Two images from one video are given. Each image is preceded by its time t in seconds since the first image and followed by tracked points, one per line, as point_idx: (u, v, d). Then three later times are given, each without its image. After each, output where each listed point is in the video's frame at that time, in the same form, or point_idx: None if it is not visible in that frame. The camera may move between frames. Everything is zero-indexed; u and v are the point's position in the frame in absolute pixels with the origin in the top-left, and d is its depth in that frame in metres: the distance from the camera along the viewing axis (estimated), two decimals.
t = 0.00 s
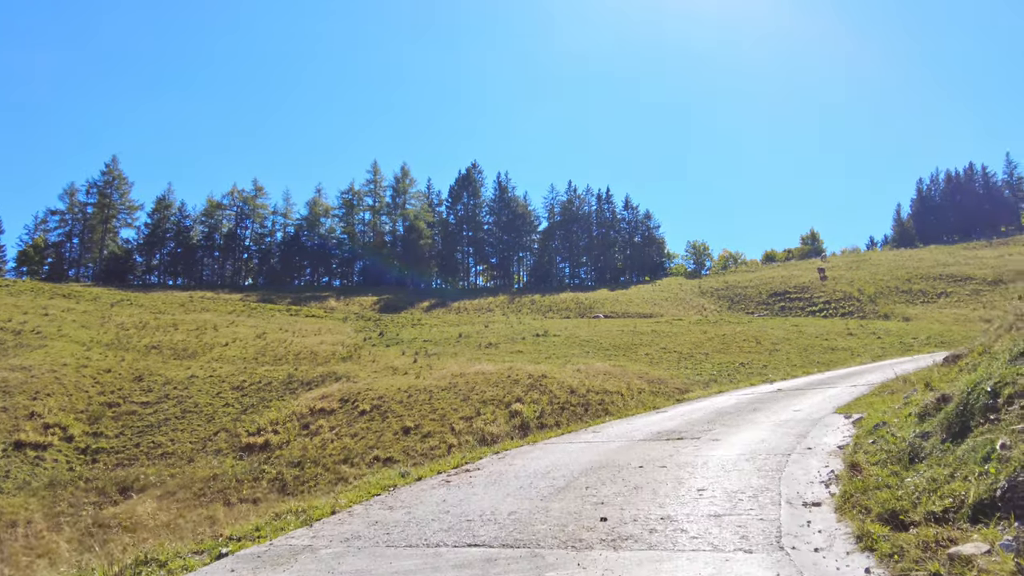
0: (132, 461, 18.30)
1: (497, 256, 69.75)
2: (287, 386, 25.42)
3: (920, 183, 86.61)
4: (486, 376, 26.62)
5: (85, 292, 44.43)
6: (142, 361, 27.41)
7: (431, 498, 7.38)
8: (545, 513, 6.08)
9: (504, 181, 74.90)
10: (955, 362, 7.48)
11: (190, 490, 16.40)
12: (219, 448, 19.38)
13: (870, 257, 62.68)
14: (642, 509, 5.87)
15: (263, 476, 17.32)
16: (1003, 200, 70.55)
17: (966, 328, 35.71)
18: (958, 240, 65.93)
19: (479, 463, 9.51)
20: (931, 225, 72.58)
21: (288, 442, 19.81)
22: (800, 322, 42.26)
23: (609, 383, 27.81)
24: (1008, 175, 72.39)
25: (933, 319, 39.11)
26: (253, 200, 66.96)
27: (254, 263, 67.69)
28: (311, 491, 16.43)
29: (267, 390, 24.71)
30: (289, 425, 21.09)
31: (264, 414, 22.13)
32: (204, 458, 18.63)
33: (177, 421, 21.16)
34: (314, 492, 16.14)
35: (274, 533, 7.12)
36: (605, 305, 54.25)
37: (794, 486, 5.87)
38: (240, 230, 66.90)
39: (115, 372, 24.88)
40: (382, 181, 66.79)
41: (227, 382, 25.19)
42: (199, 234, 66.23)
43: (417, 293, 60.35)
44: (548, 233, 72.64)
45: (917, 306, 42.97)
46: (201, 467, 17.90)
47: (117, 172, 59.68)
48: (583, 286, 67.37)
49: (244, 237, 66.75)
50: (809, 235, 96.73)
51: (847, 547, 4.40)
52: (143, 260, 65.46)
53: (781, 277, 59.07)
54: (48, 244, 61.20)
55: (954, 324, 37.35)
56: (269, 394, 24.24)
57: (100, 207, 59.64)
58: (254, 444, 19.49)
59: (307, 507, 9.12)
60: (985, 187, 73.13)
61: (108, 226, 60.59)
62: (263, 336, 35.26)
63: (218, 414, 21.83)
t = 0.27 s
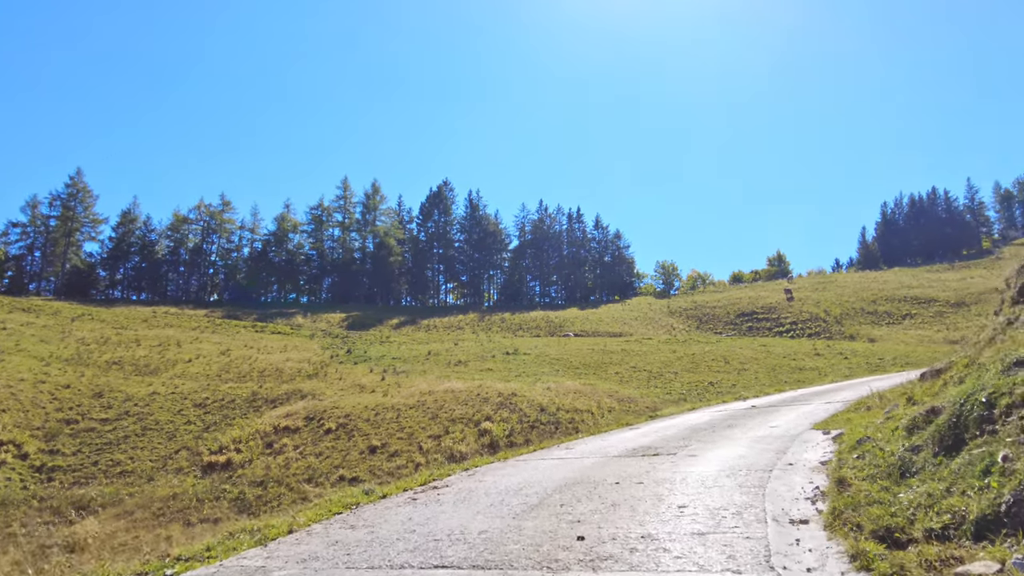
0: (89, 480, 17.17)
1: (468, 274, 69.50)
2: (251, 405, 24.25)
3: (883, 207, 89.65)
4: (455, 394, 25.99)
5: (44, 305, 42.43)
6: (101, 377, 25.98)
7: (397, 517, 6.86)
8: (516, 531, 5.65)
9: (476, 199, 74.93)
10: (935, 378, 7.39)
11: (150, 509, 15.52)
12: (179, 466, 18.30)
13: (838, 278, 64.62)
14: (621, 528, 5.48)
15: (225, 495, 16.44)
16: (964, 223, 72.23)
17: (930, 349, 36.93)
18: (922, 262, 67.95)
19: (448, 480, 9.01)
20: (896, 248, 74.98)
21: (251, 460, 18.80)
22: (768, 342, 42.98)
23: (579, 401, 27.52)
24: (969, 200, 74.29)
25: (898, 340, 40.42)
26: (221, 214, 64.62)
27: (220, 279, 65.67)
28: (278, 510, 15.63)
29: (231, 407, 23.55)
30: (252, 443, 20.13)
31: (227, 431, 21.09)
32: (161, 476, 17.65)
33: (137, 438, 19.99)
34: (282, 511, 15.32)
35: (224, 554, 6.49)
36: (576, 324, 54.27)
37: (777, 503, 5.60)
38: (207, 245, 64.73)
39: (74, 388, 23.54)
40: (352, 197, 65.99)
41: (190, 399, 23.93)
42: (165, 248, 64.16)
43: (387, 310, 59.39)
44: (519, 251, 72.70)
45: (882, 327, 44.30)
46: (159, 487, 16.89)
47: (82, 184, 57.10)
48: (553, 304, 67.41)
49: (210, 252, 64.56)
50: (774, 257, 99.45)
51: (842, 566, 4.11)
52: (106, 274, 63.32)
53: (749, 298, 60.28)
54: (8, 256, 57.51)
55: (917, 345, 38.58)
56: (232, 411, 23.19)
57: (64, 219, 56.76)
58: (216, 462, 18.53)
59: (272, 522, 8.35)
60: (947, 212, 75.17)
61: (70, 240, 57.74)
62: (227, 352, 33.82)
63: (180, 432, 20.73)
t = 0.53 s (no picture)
0: (52, 488, 17.13)
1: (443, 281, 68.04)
2: (220, 411, 23.49)
3: (855, 218, 91.64)
4: (429, 402, 25.38)
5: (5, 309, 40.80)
6: (65, 384, 24.99)
7: (368, 539, 6.35)
8: (497, 557, 5.22)
9: (452, 206, 74.43)
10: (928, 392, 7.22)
11: (115, 519, 15.61)
12: (146, 474, 18.23)
13: (811, 288, 65.84)
14: (610, 552, 5.10)
15: (192, 506, 16.46)
16: (934, 234, 73.26)
17: (902, 359, 37.80)
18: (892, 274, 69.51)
19: (423, 496, 8.51)
20: (868, 259, 77.16)
21: (220, 469, 18.59)
22: (742, 351, 43.42)
23: (554, 410, 27.17)
24: (939, 212, 75.25)
25: (869, 350, 41.26)
26: (192, 218, 62.90)
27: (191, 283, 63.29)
28: (245, 521, 15.69)
29: (199, 414, 22.90)
30: (221, 452, 19.67)
31: (196, 439, 20.68)
32: (127, 485, 17.57)
33: (102, 446, 19.78)
34: (249, 525, 15.39)
35: None
36: (551, 331, 54.13)
37: (773, 525, 5.29)
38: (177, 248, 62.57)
39: (38, 394, 23.09)
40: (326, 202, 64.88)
41: (158, 406, 23.31)
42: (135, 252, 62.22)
43: (360, 317, 58.39)
44: (495, 258, 72.20)
45: (853, 337, 45.27)
46: (125, 496, 16.90)
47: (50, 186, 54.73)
48: (529, 312, 67.15)
49: (181, 256, 62.53)
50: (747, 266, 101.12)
51: None
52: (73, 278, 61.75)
53: (722, 306, 61.06)
54: None
55: (888, 355, 39.46)
56: (201, 419, 22.52)
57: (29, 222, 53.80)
58: (184, 471, 18.33)
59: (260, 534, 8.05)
60: (918, 224, 76.51)
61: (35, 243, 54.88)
62: (197, 358, 32.63)
63: (147, 439, 20.44)
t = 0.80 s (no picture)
0: (24, 482, 16.65)
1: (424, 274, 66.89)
2: (198, 405, 22.87)
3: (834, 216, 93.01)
4: (410, 396, 24.97)
5: None
6: (41, 375, 24.27)
7: (354, 538, 6.03)
8: (492, 557, 4.94)
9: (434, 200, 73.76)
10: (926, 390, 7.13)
11: (90, 513, 15.26)
12: (122, 468, 17.75)
13: (790, 286, 66.64)
14: (612, 552, 4.84)
15: (169, 500, 16.07)
16: (911, 232, 74.47)
17: (879, 356, 38.44)
18: (870, 273, 70.74)
19: (410, 492, 8.19)
20: (847, 257, 78.98)
21: (198, 463, 18.06)
22: (723, 347, 43.74)
23: (536, 404, 26.95)
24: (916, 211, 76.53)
25: (848, 347, 41.88)
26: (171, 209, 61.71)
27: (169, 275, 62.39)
28: (223, 516, 15.38)
29: (177, 407, 22.29)
30: (199, 446, 19.12)
31: (173, 432, 20.11)
32: (103, 478, 17.12)
33: (77, 439, 19.22)
34: (227, 520, 15.12)
35: None
36: (532, 326, 53.95)
37: (779, 524, 5.10)
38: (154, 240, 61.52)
39: (10, 387, 22.37)
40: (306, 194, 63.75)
41: (134, 399, 22.65)
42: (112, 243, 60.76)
43: (341, 310, 57.61)
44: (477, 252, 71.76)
45: (831, 334, 45.94)
46: (100, 489, 16.46)
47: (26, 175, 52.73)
48: (511, 307, 66.94)
49: (159, 248, 61.35)
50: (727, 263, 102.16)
51: None
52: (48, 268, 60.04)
53: (703, 303, 61.54)
54: None
55: (867, 352, 40.07)
56: (178, 412, 21.92)
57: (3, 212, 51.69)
58: (161, 465, 17.78)
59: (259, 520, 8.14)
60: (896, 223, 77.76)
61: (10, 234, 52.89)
62: (174, 350, 31.72)
63: (124, 432, 19.90)
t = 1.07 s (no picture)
0: (7, 481, 16.15)
1: (414, 273, 66.75)
2: (185, 403, 22.30)
3: (824, 217, 93.67)
4: (401, 395, 24.56)
5: None
6: (25, 372, 23.62)
7: (352, 548, 5.65)
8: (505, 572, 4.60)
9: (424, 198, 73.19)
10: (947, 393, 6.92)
11: (75, 512, 14.83)
12: (108, 466, 17.26)
13: (780, 285, 66.84)
14: (632, 566, 4.52)
15: (156, 499, 15.61)
16: (900, 233, 75.14)
17: (870, 355, 38.62)
18: (859, 273, 71.24)
19: (409, 498, 7.82)
20: (836, 257, 79.65)
21: (186, 462, 17.58)
22: (714, 347, 43.69)
23: (528, 403, 26.64)
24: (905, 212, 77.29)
25: (838, 347, 42.03)
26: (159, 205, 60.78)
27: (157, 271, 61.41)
28: (211, 515, 14.98)
29: (164, 405, 21.72)
30: (186, 444, 18.61)
31: (160, 431, 19.60)
32: (88, 477, 16.64)
33: (61, 437, 18.67)
34: (217, 519, 14.73)
35: None
36: (523, 325, 53.65)
37: (807, 536, 4.81)
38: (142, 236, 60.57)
39: None
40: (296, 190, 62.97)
41: (121, 397, 22.07)
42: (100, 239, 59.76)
43: (330, 308, 56.97)
44: (467, 250, 71.31)
45: (821, 334, 46.12)
46: (86, 488, 15.99)
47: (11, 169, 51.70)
48: (501, 305, 66.61)
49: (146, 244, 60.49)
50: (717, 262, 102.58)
51: None
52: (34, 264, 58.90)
53: (694, 302, 61.60)
54: None
55: (857, 352, 40.26)
56: (165, 409, 21.38)
57: None
58: (148, 463, 17.32)
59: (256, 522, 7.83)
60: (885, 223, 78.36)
61: None
62: (162, 347, 31.01)
63: (110, 430, 19.37)
